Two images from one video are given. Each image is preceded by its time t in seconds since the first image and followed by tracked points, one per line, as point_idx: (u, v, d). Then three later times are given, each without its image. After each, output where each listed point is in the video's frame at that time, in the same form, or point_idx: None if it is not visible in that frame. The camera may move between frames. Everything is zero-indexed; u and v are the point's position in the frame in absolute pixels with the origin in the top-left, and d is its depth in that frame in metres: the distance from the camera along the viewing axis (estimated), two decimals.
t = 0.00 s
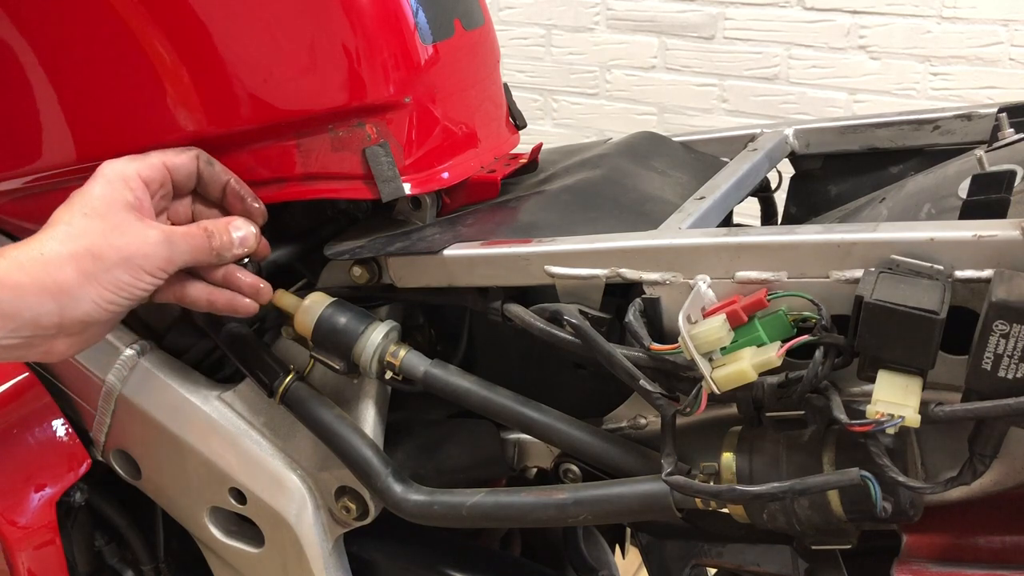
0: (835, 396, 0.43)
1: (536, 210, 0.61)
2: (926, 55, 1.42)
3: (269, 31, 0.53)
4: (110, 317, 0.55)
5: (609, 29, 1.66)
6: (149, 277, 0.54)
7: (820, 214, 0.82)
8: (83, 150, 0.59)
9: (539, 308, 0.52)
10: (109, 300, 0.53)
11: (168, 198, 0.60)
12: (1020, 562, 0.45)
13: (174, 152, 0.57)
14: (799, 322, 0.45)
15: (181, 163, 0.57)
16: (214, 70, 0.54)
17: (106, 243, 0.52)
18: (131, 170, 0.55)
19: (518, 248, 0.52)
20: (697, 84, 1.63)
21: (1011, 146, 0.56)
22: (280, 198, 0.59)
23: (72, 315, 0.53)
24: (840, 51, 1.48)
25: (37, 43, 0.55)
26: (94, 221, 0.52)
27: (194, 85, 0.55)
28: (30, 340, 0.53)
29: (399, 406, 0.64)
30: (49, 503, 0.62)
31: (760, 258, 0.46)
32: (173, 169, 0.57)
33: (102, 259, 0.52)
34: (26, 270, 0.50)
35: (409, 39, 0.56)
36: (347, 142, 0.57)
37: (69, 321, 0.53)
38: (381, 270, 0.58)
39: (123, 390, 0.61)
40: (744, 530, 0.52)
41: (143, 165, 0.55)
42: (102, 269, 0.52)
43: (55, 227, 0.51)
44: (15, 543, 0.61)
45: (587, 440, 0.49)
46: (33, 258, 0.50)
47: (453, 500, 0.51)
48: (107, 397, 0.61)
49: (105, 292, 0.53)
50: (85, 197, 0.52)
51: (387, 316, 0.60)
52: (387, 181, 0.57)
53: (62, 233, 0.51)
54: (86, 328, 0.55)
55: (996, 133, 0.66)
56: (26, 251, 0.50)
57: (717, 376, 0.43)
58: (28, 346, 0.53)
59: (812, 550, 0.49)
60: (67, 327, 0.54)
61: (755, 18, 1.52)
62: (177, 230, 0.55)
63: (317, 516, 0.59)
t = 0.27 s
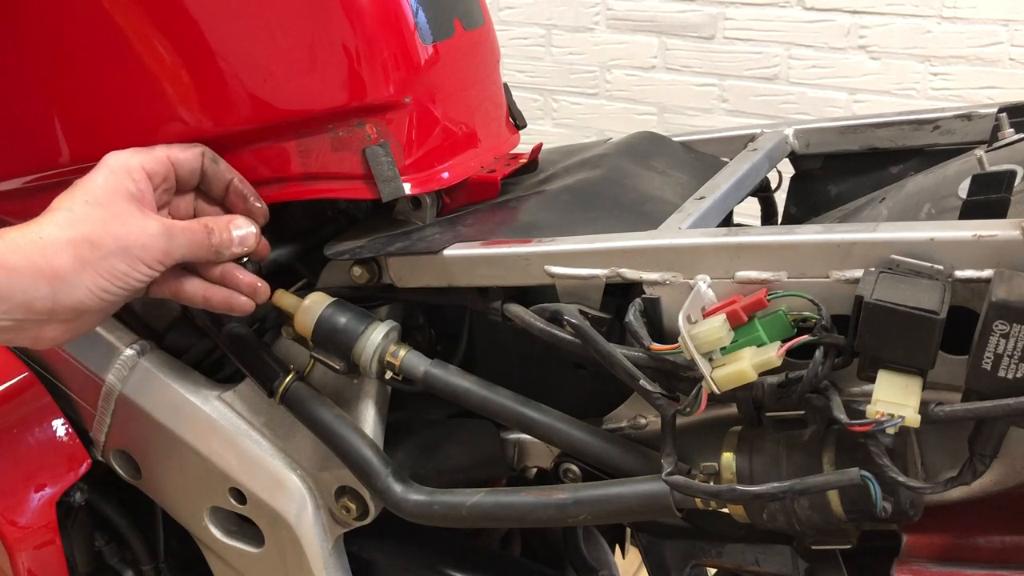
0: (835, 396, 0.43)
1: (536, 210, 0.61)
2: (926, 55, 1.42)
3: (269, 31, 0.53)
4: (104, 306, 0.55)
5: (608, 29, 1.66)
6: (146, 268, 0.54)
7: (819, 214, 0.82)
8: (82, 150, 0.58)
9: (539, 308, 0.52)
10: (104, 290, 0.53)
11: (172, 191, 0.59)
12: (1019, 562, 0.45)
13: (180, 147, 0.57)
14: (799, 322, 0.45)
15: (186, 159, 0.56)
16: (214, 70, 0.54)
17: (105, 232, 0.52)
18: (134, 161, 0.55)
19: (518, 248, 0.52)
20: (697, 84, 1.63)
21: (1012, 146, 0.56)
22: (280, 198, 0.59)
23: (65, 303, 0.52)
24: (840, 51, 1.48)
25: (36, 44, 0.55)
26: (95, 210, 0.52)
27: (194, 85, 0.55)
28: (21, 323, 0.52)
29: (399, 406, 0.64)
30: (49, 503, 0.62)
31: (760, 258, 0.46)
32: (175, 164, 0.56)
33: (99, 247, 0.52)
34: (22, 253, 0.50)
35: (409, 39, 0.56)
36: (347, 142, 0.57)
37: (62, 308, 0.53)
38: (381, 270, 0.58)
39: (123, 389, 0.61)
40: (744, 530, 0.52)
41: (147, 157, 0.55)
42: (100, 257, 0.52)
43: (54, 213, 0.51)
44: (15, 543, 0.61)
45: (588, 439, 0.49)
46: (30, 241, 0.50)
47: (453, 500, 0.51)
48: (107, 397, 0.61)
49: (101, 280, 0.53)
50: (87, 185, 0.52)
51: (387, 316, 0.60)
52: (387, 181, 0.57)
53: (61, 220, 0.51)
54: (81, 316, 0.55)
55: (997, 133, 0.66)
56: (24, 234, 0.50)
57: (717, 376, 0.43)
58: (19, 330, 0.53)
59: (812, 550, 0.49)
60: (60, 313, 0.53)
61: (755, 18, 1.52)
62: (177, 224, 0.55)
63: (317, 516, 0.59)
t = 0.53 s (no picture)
0: (835, 396, 0.43)
1: (536, 210, 0.61)
2: (926, 55, 1.42)
3: (269, 32, 0.53)
4: (105, 313, 0.55)
5: (608, 29, 1.66)
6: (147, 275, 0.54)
7: (819, 214, 0.82)
8: (81, 151, 0.58)
9: (539, 308, 0.52)
10: (104, 296, 0.53)
11: (173, 199, 0.60)
12: (1018, 562, 0.45)
13: (182, 154, 0.57)
14: (799, 322, 0.45)
15: (187, 166, 0.56)
16: (214, 70, 0.54)
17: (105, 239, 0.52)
18: (136, 169, 0.55)
19: (518, 248, 0.52)
20: (697, 84, 1.63)
21: (1011, 146, 0.56)
22: (280, 198, 0.59)
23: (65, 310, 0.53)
24: (840, 51, 1.48)
25: (35, 45, 0.54)
26: (96, 217, 0.52)
27: (194, 85, 0.54)
28: (22, 330, 0.53)
29: (399, 406, 0.64)
30: (49, 503, 0.62)
31: (760, 258, 0.46)
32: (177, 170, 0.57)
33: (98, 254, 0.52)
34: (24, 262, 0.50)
35: (409, 39, 0.56)
36: (347, 142, 0.57)
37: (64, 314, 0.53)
38: (381, 270, 0.58)
39: (123, 390, 0.61)
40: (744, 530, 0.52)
41: (148, 165, 0.55)
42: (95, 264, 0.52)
43: (56, 220, 0.51)
44: (15, 542, 0.61)
45: (588, 440, 0.49)
46: (32, 248, 0.50)
47: (454, 500, 0.51)
48: (107, 397, 0.61)
49: (101, 287, 0.52)
50: (88, 194, 0.52)
51: (387, 316, 0.60)
52: (387, 181, 0.57)
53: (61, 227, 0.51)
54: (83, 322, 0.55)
55: (997, 133, 0.66)
56: (25, 241, 0.51)
57: (717, 376, 0.43)
58: (19, 337, 0.53)
59: (812, 550, 0.49)
60: (60, 320, 0.53)
61: (755, 18, 1.52)
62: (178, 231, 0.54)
63: (317, 516, 0.59)
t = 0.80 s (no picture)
0: (835, 396, 0.43)
1: (536, 210, 0.61)
2: (926, 55, 1.42)
3: (269, 32, 0.53)
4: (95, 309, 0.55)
5: (608, 29, 1.66)
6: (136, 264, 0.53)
7: (820, 214, 0.82)
8: (80, 151, 0.58)
9: (539, 308, 0.52)
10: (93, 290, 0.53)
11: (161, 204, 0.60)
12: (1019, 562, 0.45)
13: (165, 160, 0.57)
14: (799, 322, 0.45)
15: (170, 169, 0.57)
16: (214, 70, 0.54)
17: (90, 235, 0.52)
18: (119, 174, 0.55)
19: (518, 248, 0.52)
20: (697, 84, 1.63)
21: (1012, 146, 0.56)
22: (280, 198, 0.59)
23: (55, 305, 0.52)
24: (840, 51, 1.48)
25: (35, 44, 0.54)
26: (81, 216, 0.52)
27: (194, 85, 0.54)
28: (12, 332, 0.53)
29: (399, 406, 0.64)
30: (49, 502, 0.62)
31: (760, 258, 0.46)
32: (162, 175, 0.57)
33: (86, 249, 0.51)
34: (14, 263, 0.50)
35: (409, 39, 0.56)
36: (347, 142, 0.57)
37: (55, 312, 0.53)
38: (381, 270, 0.58)
39: (124, 390, 0.61)
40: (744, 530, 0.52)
41: (131, 169, 0.55)
42: (81, 257, 0.51)
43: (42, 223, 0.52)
44: (15, 542, 0.61)
45: (588, 440, 0.49)
46: (21, 251, 0.50)
47: (454, 500, 0.51)
48: (107, 397, 0.61)
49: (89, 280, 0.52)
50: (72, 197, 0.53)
51: (387, 316, 0.60)
52: (387, 181, 0.57)
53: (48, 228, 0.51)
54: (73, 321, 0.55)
55: (997, 133, 0.66)
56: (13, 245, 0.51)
57: (717, 376, 0.43)
58: (11, 341, 0.53)
59: (812, 549, 0.49)
60: (49, 319, 0.53)
61: (755, 18, 1.52)
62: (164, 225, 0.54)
63: (317, 516, 0.59)
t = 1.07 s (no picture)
0: (835, 396, 0.43)
1: (536, 210, 0.61)
2: (926, 55, 1.42)
3: (269, 32, 0.53)
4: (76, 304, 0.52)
5: (608, 29, 1.66)
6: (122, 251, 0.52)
7: (820, 214, 0.82)
8: (79, 152, 0.58)
9: (539, 308, 0.52)
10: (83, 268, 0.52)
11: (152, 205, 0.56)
12: (1018, 562, 0.45)
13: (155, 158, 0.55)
14: (799, 322, 0.45)
15: (161, 167, 0.55)
16: (214, 70, 0.54)
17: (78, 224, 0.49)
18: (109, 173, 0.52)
19: (518, 248, 0.52)
20: (697, 84, 1.63)
21: (1012, 146, 0.56)
22: (280, 199, 0.59)
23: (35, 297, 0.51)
24: (840, 51, 1.48)
25: (34, 44, 0.54)
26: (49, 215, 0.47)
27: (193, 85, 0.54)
28: None
29: (399, 406, 0.64)
30: (49, 502, 0.61)
31: (760, 258, 0.46)
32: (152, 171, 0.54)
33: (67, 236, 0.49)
34: None
35: (409, 39, 0.56)
36: (347, 142, 0.57)
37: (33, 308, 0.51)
38: (381, 270, 0.58)
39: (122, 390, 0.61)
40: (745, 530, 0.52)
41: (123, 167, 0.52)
42: (128, 258, 0.44)
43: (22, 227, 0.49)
44: (15, 542, 0.60)
45: (588, 440, 0.49)
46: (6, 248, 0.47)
47: (453, 500, 0.51)
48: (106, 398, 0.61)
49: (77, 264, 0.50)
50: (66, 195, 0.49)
51: (387, 316, 0.60)
52: (387, 181, 0.57)
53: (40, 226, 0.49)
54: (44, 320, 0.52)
55: (997, 133, 0.66)
56: None
57: (717, 376, 0.43)
58: None
59: (812, 549, 0.49)
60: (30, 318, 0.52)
61: (755, 18, 1.52)
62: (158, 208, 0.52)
63: (317, 516, 0.59)
